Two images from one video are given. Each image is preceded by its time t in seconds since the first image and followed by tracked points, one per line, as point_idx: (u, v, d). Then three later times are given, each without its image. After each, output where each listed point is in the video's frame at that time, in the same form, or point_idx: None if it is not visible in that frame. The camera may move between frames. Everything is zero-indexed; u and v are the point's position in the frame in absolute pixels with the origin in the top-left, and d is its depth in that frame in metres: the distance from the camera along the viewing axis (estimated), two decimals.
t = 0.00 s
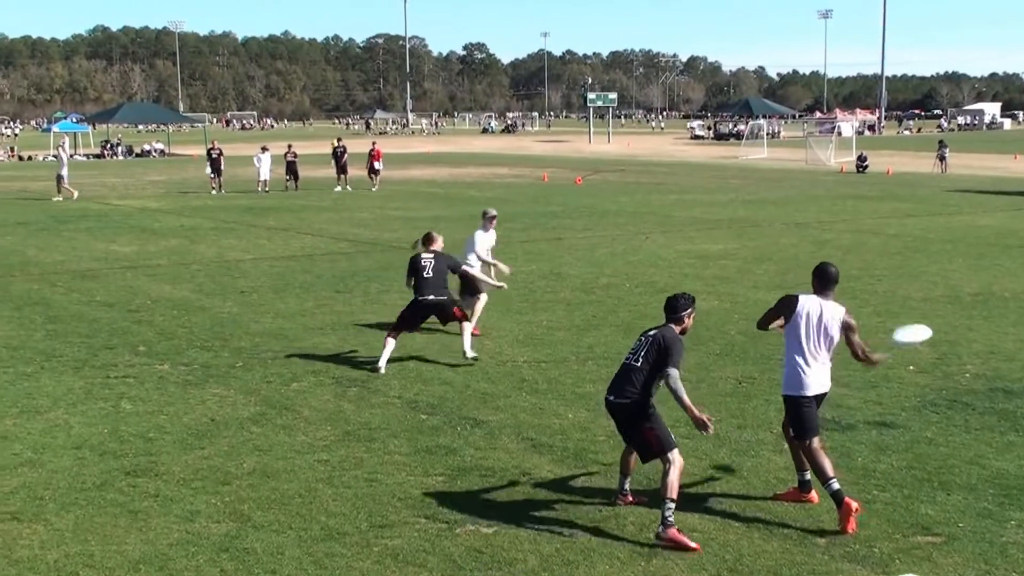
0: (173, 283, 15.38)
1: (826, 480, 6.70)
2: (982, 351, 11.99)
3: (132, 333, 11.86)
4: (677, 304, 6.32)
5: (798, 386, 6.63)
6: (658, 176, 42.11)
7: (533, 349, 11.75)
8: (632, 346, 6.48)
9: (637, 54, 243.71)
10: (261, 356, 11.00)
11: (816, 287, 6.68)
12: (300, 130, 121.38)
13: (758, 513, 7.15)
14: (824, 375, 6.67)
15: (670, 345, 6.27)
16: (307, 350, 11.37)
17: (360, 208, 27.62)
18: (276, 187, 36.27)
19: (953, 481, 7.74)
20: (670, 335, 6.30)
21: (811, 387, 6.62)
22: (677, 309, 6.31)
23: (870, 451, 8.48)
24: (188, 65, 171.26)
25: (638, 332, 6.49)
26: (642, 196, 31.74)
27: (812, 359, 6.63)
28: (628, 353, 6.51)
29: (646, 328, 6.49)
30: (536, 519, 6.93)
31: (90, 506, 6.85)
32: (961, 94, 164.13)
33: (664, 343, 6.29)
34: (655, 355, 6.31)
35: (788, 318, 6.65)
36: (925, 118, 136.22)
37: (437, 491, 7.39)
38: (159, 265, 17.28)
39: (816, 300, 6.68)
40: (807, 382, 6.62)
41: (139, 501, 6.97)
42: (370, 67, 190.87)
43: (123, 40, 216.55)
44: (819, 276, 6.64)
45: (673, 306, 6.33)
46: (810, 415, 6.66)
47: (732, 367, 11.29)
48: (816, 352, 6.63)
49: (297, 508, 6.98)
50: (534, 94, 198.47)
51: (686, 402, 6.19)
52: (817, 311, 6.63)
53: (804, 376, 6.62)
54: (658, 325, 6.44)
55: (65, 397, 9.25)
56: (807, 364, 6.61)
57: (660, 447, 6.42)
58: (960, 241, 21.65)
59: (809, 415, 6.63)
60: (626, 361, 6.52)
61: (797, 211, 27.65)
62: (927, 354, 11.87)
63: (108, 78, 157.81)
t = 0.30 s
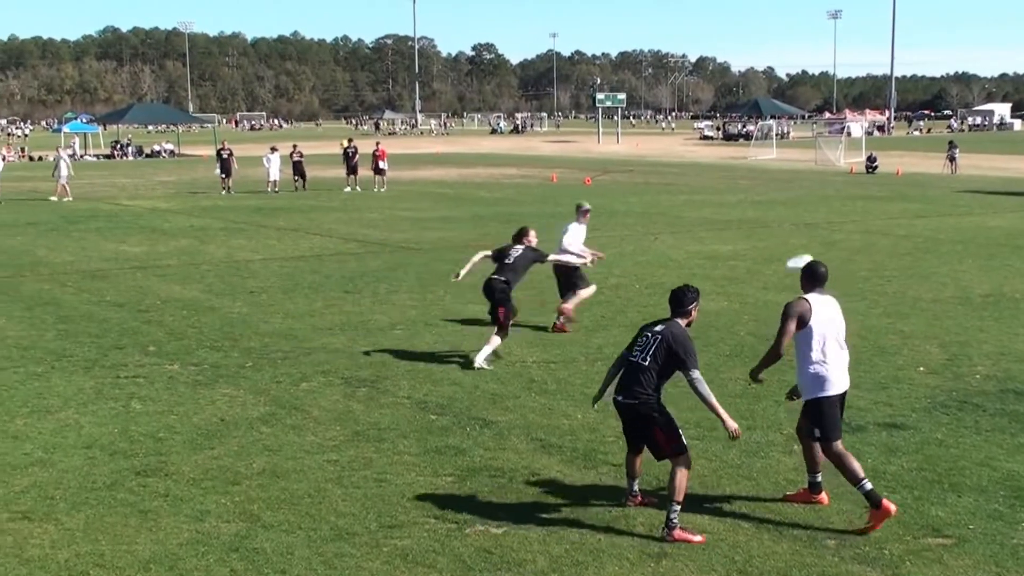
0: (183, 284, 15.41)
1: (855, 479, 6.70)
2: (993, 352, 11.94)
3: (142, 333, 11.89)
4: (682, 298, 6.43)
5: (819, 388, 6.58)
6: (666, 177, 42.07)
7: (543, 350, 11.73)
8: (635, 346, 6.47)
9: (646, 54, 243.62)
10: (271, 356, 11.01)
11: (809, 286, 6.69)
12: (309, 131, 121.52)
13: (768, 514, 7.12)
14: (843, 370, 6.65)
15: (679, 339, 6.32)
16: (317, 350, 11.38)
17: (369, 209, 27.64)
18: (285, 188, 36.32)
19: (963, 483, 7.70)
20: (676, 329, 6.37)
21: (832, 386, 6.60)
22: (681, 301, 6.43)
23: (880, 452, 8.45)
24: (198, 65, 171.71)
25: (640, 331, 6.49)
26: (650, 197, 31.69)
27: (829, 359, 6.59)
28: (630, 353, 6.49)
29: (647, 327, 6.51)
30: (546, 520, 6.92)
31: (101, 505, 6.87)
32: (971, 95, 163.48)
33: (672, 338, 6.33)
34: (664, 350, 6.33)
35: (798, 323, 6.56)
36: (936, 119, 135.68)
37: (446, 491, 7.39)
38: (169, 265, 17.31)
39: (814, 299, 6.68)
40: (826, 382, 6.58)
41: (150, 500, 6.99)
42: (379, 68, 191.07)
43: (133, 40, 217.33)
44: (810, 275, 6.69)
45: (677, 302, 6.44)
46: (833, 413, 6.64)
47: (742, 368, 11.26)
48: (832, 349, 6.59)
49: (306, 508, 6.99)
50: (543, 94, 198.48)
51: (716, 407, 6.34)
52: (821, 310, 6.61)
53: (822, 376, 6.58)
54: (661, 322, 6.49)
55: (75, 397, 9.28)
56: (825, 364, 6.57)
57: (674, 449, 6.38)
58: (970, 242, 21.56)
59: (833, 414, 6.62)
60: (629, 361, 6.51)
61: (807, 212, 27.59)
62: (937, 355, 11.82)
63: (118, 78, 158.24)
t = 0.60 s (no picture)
0: (193, 284, 15.45)
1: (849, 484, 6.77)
2: (1004, 354, 11.90)
3: (152, 333, 11.92)
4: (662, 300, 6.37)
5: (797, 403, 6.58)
6: (675, 177, 42.04)
7: (551, 351, 11.73)
8: (624, 353, 6.40)
9: (655, 55, 243.33)
10: (280, 356, 11.03)
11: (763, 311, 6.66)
12: (318, 131, 121.68)
13: (779, 516, 7.10)
14: (819, 383, 6.61)
15: (669, 345, 6.31)
16: (327, 350, 11.40)
17: (379, 210, 27.68)
18: (294, 189, 36.40)
19: (973, 485, 7.67)
20: (663, 333, 6.35)
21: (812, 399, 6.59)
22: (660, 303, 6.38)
23: (890, 454, 8.43)
24: (207, 66, 172.20)
25: (626, 338, 6.43)
26: (660, 198, 31.66)
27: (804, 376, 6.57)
28: (621, 360, 6.42)
29: (631, 333, 6.44)
30: (554, 521, 6.92)
31: (111, 505, 6.89)
32: (982, 96, 162.91)
33: (661, 343, 6.30)
34: (658, 355, 6.29)
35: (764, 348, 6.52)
36: (946, 119, 135.23)
37: (455, 491, 7.40)
38: (178, 265, 17.36)
39: (772, 320, 6.67)
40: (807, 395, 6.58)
41: (160, 500, 7.01)
42: (388, 68, 191.37)
43: (143, 41, 217.98)
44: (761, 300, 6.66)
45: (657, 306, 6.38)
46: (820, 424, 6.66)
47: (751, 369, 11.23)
48: (801, 363, 6.57)
49: (316, 508, 7.00)
50: (552, 95, 198.63)
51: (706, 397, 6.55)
52: (780, 330, 6.60)
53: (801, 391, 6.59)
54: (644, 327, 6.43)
55: (85, 396, 9.31)
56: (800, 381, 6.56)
57: (678, 453, 6.41)
58: (981, 243, 21.50)
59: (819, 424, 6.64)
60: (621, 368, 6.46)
61: (817, 213, 27.54)
62: (948, 356, 11.79)
63: (127, 78, 158.69)
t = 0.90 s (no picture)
0: (206, 287, 15.45)
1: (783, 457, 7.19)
2: None
3: (166, 337, 11.92)
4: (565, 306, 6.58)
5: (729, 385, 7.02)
6: (692, 181, 41.84)
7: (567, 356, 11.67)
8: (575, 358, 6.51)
9: (672, 59, 242.74)
10: (294, 360, 11.01)
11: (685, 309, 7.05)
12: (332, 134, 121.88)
13: (796, 523, 7.02)
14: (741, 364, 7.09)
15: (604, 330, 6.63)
16: (341, 354, 11.36)
17: (393, 213, 27.67)
18: (308, 191, 36.43)
19: (996, 493, 7.55)
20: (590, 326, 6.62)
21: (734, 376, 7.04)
22: (566, 310, 6.58)
23: (910, 461, 8.31)
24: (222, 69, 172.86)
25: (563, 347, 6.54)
26: (676, 202, 31.52)
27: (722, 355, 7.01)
28: (576, 366, 6.52)
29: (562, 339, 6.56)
30: (570, 528, 6.86)
31: (124, 509, 6.87)
32: (1002, 100, 161.66)
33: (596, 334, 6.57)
34: (601, 343, 6.56)
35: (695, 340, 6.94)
36: (966, 123, 134.31)
37: (470, 497, 7.34)
38: (192, 269, 17.37)
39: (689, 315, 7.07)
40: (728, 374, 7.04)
41: (173, 505, 6.97)
42: (403, 70, 191.49)
43: (159, 44, 219.23)
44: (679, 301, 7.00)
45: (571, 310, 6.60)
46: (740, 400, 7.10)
47: (770, 375, 11.12)
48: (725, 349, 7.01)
49: (330, 514, 6.95)
50: (568, 98, 198.34)
51: (656, 361, 6.85)
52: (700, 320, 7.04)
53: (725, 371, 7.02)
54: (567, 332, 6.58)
55: (98, 400, 9.31)
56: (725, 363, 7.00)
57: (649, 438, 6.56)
58: (1002, 248, 21.28)
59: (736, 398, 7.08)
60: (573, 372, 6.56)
61: (834, 217, 27.35)
62: (968, 362, 11.65)
63: (143, 81, 159.44)
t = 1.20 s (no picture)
0: (221, 291, 15.47)
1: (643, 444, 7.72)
2: None
3: (181, 341, 11.93)
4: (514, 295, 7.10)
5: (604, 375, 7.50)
6: (709, 185, 41.68)
7: (584, 361, 11.62)
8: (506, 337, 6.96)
9: (690, 63, 242.19)
10: (310, 365, 11.00)
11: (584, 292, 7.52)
12: (347, 137, 122.09)
13: (812, 531, 6.94)
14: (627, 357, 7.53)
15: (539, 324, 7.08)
16: (356, 359, 11.35)
17: (409, 217, 27.66)
18: (324, 195, 36.48)
19: (1018, 502, 7.43)
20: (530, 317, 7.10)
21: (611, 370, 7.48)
22: (514, 301, 7.05)
23: (930, 469, 8.21)
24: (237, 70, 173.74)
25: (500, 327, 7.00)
26: (694, 207, 31.36)
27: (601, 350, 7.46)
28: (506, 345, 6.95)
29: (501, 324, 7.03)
30: (584, 535, 6.80)
31: (139, 513, 6.85)
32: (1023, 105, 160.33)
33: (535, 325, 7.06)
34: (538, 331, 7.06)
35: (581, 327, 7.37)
36: (987, 128, 133.20)
37: (487, 504, 7.29)
38: (207, 272, 17.40)
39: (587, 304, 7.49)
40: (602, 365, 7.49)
41: (187, 509, 6.95)
42: (420, 74, 191.62)
43: (177, 47, 220.51)
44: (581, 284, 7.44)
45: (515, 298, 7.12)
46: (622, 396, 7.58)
47: (787, 381, 11.04)
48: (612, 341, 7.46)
49: (345, 520, 6.91)
50: (585, 102, 198.07)
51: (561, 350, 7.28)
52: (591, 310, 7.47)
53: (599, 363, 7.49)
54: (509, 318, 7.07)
55: (113, 404, 9.31)
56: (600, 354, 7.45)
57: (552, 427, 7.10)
58: None
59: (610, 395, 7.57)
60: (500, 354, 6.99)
61: (854, 222, 27.15)
62: (990, 370, 11.50)
63: (159, 84, 160.24)
